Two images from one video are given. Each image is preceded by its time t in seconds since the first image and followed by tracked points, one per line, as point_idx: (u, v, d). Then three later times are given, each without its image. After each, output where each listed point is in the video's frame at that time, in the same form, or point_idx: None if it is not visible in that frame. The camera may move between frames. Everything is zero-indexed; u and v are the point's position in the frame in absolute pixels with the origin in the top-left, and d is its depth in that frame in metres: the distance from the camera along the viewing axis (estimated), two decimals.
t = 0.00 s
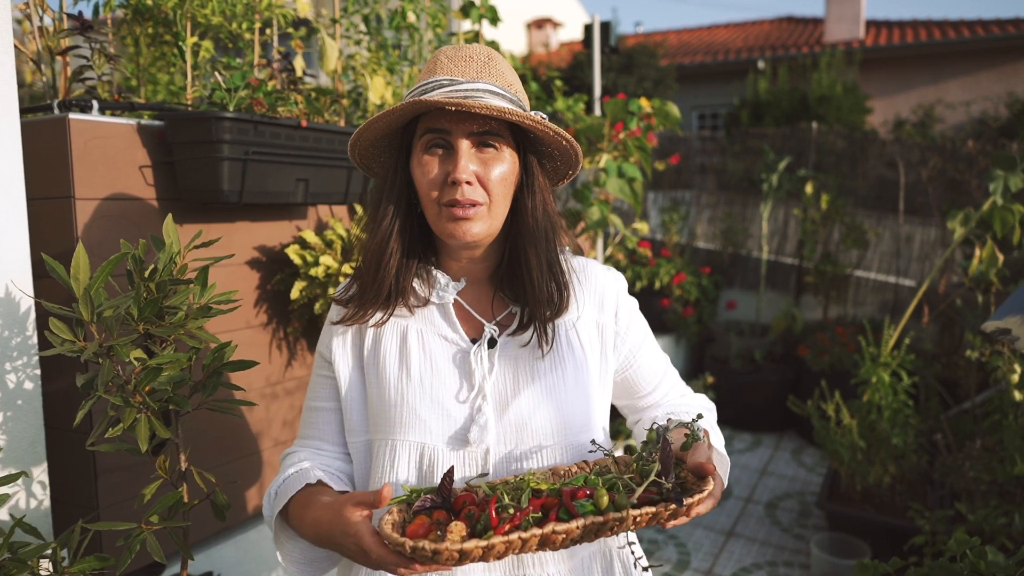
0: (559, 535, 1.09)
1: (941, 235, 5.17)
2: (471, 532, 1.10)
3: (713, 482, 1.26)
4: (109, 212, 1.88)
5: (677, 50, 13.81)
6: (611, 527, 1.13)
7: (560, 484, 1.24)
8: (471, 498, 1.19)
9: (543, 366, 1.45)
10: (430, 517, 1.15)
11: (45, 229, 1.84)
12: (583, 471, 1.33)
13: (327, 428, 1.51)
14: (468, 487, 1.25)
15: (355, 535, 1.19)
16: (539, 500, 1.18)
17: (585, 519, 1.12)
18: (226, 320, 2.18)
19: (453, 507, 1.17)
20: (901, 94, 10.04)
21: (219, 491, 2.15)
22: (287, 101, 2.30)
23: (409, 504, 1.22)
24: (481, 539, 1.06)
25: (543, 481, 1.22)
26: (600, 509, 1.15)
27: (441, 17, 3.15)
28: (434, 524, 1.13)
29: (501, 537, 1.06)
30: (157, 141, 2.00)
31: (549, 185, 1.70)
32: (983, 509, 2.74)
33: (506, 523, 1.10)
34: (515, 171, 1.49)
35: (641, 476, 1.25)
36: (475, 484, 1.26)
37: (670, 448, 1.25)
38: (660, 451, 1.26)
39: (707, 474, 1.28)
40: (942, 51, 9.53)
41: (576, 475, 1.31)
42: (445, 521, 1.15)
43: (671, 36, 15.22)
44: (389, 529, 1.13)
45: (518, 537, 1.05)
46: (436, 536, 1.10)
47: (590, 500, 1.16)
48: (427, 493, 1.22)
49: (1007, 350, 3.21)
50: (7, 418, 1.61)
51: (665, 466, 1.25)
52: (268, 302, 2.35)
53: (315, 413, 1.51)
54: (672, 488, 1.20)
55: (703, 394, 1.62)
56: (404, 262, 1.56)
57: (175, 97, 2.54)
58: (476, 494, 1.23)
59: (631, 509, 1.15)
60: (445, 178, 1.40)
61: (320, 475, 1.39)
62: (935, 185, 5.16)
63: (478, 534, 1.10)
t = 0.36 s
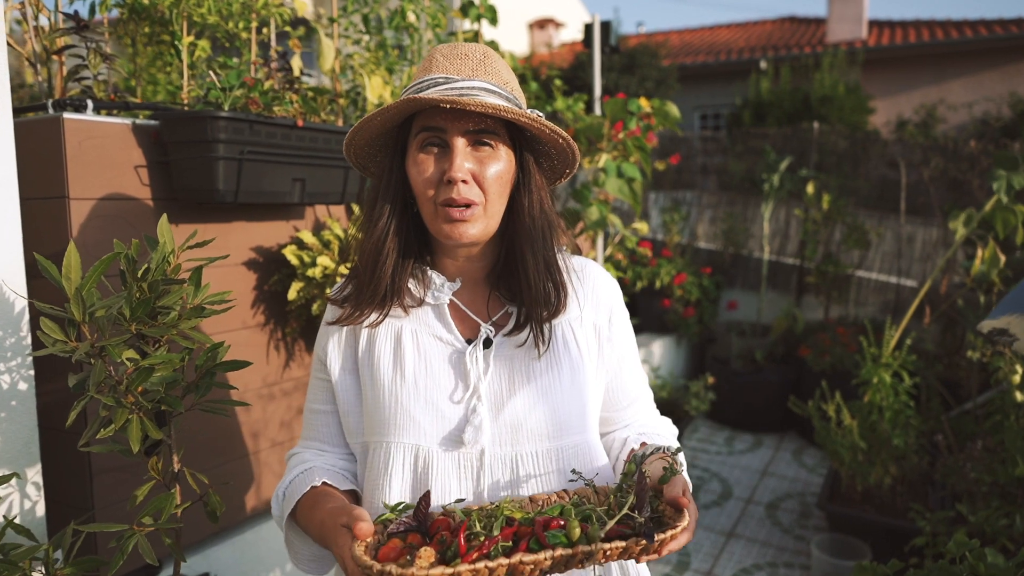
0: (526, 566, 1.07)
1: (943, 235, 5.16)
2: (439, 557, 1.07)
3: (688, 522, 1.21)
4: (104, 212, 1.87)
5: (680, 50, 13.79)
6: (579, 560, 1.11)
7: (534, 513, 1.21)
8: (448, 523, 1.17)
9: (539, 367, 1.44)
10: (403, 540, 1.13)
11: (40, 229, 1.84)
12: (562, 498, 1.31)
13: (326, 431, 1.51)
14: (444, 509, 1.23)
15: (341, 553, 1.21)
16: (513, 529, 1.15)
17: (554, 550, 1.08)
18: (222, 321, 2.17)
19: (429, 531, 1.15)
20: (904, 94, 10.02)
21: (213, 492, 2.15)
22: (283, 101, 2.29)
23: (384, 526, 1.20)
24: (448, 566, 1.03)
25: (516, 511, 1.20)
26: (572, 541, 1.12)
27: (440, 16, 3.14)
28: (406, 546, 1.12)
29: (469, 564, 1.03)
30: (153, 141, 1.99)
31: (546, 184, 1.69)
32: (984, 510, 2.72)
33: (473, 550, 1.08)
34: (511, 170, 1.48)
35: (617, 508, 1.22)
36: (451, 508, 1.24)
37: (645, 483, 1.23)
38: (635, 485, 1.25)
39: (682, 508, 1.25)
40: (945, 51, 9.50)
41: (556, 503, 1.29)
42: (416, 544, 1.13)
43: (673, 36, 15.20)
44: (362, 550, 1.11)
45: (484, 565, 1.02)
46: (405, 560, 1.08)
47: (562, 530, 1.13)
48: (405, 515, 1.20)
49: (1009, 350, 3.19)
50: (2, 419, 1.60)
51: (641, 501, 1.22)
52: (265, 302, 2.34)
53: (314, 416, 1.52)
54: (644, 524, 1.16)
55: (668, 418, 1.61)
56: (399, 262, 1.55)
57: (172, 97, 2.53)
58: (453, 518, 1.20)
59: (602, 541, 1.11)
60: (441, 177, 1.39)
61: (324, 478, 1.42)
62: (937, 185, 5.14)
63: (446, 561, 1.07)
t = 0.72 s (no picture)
0: None
1: (943, 234, 5.14)
2: None
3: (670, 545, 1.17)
4: (97, 209, 1.85)
5: (680, 48, 13.76)
6: None
7: (515, 535, 1.20)
8: (430, 544, 1.18)
9: (532, 367, 1.42)
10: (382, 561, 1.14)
11: (33, 226, 1.82)
12: (543, 515, 1.29)
13: (318, 431, 1.50)
14: (426, 526, 1.23)
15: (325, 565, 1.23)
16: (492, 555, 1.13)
17: None
18: (216, 318, 2.15)
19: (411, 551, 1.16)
20: (905, 93, 9.99)
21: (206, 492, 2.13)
22: (278, 97, 2.27)
23: (367, 542, 1.21)
24: None
25: (496, 533, 1.18)
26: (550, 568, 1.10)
27: (438, 12, 3.12)
28: (385, 567, 1.12)
29: None
30: (147, 137, 1.97)
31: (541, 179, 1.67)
32: (985, 510, 2.70)
33: None
34: (505, 164, 1.46)
35: (598, 532, 1.20)
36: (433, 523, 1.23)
37: (625, 508, 1.19)
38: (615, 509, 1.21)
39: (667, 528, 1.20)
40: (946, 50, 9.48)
41: (527, 525, 1.27)
42: (396, 565, 1.13)
43: (673, 35, 15.16)
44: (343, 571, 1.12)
45: None
46: None
47: (540, 556, 1.12)
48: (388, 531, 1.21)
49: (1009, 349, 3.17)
50: None
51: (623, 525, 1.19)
52: (260, 300, 2.32)
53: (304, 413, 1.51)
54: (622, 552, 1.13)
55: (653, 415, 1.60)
56: (391, 261, 1.53)
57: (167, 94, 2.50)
58: (435, 537, 1.20)
59: (581, 571, 1.10)
60: (433, 170, 1.37)
61: (313, 477, 1.42)
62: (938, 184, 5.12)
63: None
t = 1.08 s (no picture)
0: None
1: (944, 232, 5.12)
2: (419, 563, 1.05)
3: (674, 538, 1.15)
4: (92, 206, 1.83)
5: (681, 47, 13.74)
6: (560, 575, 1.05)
7: (517, 524, 1.18)
8: (431, 528, 1.15)
9: (535, 365, 1.40)
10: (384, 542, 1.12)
11: (27, 222, 1.80)
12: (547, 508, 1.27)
13: (317, 428, 1.49)
14: (427, 512, 1.21)
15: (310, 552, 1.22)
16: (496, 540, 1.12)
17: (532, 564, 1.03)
18: (213, 316, 2.13)
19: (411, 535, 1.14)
20: (905, 92, 9.97)
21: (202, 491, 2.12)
22: (275, 93, 2.25)
23: (367, 525, 1.19)
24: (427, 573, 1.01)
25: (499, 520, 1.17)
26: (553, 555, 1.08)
27: (437, 9, 3.09)
28: (387, 548, 1.10)
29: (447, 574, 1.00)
30: (143, 133, 1.95)
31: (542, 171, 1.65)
32: (986, 509, 2.68)
33: (454, 561, 1.05)
34: (503, 158, 1.44)
35: (603, 522, 1.18)
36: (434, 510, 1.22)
37: (631, 499, 1.18)
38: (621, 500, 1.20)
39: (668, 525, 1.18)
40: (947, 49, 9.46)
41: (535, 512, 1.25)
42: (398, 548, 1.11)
43: (673, 33, 15.12)
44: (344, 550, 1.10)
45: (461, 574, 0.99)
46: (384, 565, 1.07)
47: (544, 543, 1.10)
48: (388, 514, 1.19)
49: (1012, 348, 3.14)
50: None
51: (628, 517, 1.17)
52: (257, 298, 2.30)
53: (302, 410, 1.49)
54: (627, 542, 1.12)
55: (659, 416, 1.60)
56: (392, 259, 1.52)
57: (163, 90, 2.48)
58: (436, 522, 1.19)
59: (585, 557, 1.07)
60: (430, 169, 1.36)
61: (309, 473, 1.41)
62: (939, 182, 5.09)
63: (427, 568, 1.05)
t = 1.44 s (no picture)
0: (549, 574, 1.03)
1: (947, 232, 5.11)
2: (461, 567, 1.05)
3: (705, 526, 1.17)
4: (91, 206, 1.83)
5: (682, 46, 13.72)
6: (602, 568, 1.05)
7: (550, 522, 1.18)
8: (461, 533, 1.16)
9: (547, 364, 1.40)
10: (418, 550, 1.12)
11: (26, 222, 1.79)
12: (571, 508, 1.27)
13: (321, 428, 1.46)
14: (456, 518, 1.21)
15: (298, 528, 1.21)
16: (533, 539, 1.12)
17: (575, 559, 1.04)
18: (213, 316, 2.13)
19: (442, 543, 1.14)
20: (907, 91, 9.95)
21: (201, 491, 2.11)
22: (274, 93, 2.24)
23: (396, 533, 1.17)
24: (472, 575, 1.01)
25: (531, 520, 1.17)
26: (591, 548, 1.09)
27: (437, 8, 3.08)
28: (423, 556, 1.10)
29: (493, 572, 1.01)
30: (142, 133, 1.95)
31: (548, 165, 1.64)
32: (989, 510, 2.67)
33: (498, 561, 1.05)
34: (509, 152, 1.43)
35: (633, 517, 1.19)
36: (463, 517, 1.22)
37: (659, 491, 1.20)
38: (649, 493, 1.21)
39: (697, 515, 1.19)
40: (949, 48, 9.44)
41: (563, 512, 1.25)
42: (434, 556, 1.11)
43: (674, 33, 15.10)
44: (379, 559, 1.09)
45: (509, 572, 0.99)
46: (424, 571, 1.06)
47: (581, 538, 1.11)
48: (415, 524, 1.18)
49: (1014, 348, 3.13)
50: None
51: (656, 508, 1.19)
52: (258, 299, 2.30)
53: (307, 409, 1.47)
54: (662, 532, 1.13)
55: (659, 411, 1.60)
56: (399, 258, 1.51)
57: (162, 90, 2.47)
58: (467, 528, 1.19)
59: (622, 550, 1.09)
60: (435, 166, 1.35)
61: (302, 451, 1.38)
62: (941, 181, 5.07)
63: (470, 569, 1.05)
